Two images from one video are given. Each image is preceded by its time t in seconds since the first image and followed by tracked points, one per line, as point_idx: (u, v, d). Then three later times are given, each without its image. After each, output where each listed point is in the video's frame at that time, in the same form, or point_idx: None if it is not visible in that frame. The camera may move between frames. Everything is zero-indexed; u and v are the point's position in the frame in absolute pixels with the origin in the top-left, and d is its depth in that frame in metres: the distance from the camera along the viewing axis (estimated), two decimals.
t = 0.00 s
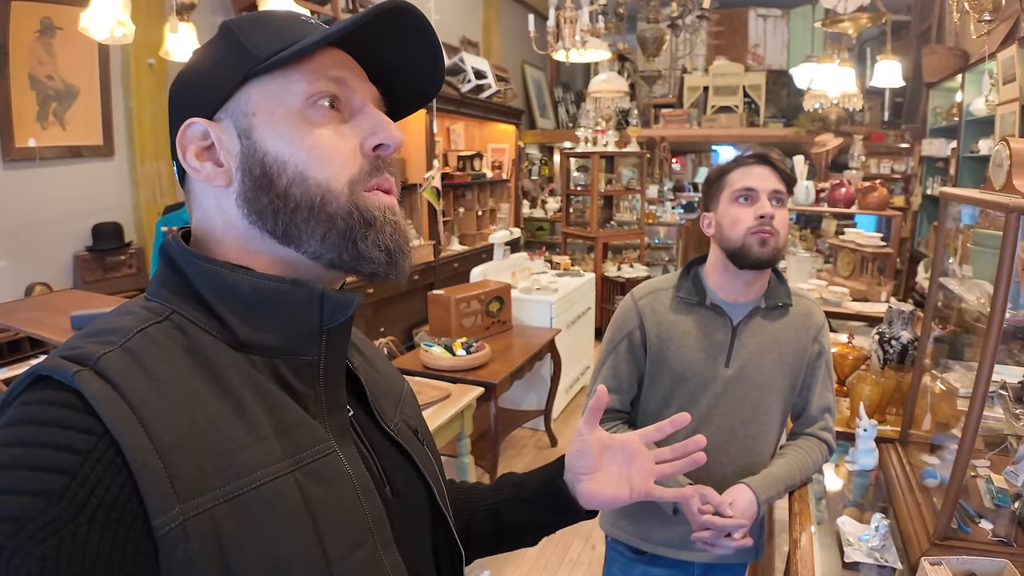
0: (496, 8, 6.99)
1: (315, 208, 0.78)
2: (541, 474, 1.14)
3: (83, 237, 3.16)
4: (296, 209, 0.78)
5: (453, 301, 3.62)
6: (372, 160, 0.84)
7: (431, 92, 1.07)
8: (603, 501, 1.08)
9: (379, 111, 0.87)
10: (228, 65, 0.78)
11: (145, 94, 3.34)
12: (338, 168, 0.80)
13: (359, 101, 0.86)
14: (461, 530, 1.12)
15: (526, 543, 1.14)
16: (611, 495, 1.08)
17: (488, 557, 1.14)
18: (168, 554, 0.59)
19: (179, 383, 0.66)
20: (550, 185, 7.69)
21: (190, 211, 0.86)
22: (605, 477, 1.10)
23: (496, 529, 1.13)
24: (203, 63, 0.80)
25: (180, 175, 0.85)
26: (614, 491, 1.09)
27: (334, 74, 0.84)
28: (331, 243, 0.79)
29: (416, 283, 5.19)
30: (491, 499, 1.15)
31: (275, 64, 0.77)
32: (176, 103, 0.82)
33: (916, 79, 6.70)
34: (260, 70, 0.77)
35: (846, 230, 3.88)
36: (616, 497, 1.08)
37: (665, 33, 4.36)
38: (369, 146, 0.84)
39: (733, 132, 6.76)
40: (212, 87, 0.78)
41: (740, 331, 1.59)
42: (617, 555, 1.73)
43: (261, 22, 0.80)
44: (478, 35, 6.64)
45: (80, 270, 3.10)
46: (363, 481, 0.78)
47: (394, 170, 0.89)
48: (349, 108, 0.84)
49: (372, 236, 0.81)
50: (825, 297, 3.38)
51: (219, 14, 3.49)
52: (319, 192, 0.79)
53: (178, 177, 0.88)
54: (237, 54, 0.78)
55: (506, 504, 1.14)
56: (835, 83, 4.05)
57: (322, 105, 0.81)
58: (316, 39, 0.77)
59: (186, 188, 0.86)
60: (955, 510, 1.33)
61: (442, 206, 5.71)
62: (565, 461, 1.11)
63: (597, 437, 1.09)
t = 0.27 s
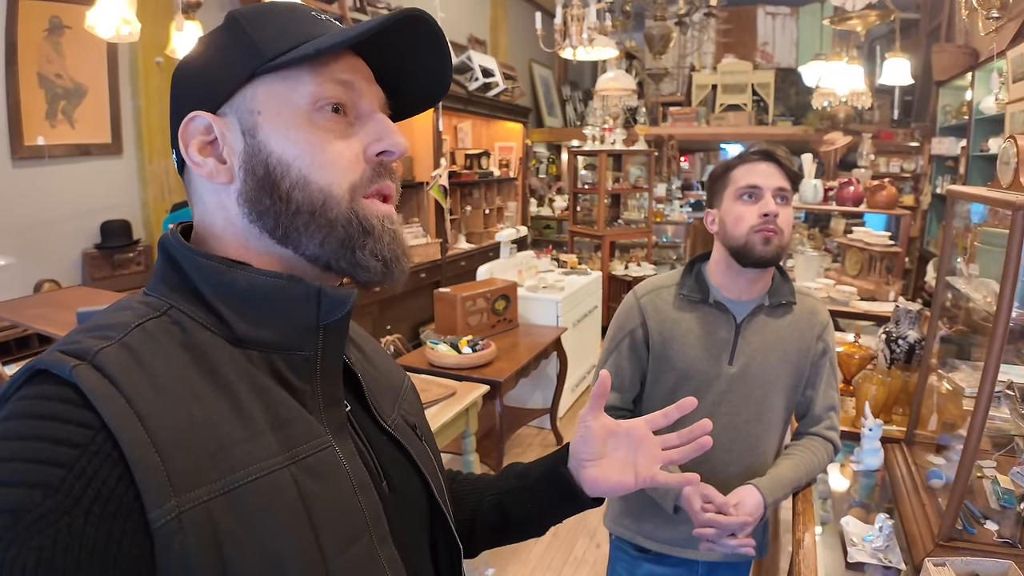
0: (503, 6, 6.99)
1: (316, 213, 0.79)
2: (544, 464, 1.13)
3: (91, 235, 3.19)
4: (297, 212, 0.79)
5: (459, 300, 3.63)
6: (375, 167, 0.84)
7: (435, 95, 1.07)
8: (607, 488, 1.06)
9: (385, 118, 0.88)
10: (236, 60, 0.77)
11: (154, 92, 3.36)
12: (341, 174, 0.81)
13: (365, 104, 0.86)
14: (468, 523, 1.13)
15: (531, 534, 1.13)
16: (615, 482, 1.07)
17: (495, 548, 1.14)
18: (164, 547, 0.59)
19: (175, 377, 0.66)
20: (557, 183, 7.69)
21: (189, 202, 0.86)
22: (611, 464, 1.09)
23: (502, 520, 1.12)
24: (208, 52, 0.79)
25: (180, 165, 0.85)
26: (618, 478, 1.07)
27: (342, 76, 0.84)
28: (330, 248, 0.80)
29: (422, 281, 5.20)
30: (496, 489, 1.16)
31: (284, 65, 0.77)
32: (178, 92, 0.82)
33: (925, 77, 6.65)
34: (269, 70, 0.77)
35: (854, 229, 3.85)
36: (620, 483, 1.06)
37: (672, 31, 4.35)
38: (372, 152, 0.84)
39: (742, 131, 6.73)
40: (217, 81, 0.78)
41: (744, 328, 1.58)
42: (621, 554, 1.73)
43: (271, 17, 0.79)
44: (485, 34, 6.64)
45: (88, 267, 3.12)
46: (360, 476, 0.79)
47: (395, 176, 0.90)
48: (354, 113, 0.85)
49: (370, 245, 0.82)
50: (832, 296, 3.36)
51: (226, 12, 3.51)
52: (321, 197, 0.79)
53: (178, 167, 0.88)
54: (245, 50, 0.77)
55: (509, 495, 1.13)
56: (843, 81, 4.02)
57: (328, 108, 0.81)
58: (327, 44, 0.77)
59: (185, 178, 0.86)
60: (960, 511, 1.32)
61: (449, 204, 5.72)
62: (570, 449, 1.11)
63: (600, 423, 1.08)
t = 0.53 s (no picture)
0: (510, 4, 6.99)
1: (319, 217, 0.79)
2: (553, 454, 1.13)
3: (99, 232, 3.21)
4: (301, 213, 0.79)
5: (464, 297, 3.63)
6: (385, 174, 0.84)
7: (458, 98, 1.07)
8: (619, 476, 1.07)
9: (403, 124, 0.87)
10: (257, 51, 0.77)
11: (161, 90, 3.39)
12: (350, 179, 0.81)
13: (383, 107, 0.86)
14: (478, 512, 1.14)
15: (543, 523, 1.11)
16: (629, 469, 1.08)
17: (506, 538, 1.14)
18: (159, 535, 0.60)
19: (174, 367, 0.67)
20: (563, 182, 7.68)
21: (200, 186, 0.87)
22: (623, 452, 1.10)
23: (512, 509, 1.12)
24: (229, 34, 0.79)
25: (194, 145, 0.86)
26: (631, 466, 1.08)
27: (363, 77, 0.83)
28: (330, 252, 0.80)
29: (428, 279, 5.21)
30: (506, 480, 1.16)
31: (305, 62, 0.77)
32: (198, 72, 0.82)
33: (933, 75, 6.62)
34: (289, 65, 0.77)
35: (861, 227, 3.83)
36: (634, 471, 1.07)
37: (678, 28, 4.34)
38: (384, 159, 0.84)
39: (748, 129, 6.71)
40: (235, 68, 0.78)
41: (745, 324, 1.58)
42: (623, 551, 1.72)
43: (298, 9, 0.79)
44: (491, 32, 6.64)
45: (95, 264, 3.15)
46: (359, 469, 0.79)
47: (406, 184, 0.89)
48: (372, 117, 0.84)
49: (369, 255, 0.82)
50: (838, 294, 3.35)
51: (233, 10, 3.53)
52: (327, 200, 0.79)
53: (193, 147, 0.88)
54: (267, 40, 0.77)
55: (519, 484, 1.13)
56: (850, 78, 4.00)
57: (344, 110, 0.81)
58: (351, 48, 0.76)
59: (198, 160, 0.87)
60: (965, 508, 1.32)
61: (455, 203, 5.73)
62: (581, 437, 1.11)
63: (613, 412, 1.09)
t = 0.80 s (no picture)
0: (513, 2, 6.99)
1: (333, 211, 0.79)
2: (554, 432, 1.14)
3: (104, 228, 3.23)
4: (315, 207, 0.79)
5: (467, 294, 3.64)
6: (402, 173, 0.84)
7: (486, 95, 1.07)
8: (616, 448, 1.05)
9: (426, 122, 0.87)
10: (283, 41, 0.78)
11: (166, 88, 3.43)
12: (366, 175, 0.81)
13: (406, 104, 0.86)
14: (483, 495, 1.15)
15: (555, 505, 1.12)
16: (623, 440, 1.05)
17: (516, 523, 1.15)
18: (165, 515, 0.61)
19: (184, 350, 0.68)
20: (567, 180, 7.68)
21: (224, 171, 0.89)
22: (620, 424, 1.08)
23: (517, 490, 1.13)
24: (257, 21, 0.80)
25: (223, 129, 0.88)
26: (626, 436, 1.06)
27: (387, 73, 0.83)
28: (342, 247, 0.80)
29: (432, 277, 5.22)
30: (509, 460, 1.17)
31: (329, 55, 0.77)
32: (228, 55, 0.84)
33: (938, 73, 6.59)
34: (314, 55, 0.77)
35: (865, 225, 3.82)
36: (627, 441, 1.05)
37: (682, 25, 4.33)
38: (403, 157, 0.84)
39: (752, 127, 6.71)
40: (261, 57, 0.79)
41: (748, 317, 1.58)
42: (627, 545, 1.72)
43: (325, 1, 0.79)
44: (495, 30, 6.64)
45: (100, 260, 3.17)
46: (366, 459, 0.80)
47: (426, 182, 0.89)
48: (394, 113, 0.84)
49: (380, 254, 0.82)
50: (842, 292, 3.35)
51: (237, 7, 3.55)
52: (341, 196, 0.79)
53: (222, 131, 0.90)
54: (294, 30, 0.78)
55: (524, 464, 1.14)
56: (855, 76, 3.99)
57: (366, 105, 0.81)
58: (374, 43, 0.76)
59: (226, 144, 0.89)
60: (967, 501, 1.32)
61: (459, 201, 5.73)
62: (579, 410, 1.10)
63: (609, 379, 1.08)
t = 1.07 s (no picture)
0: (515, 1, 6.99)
1: (327, 193, 0.80)
2: (579, 444, 1.15)
3: (106, 226, 3.24)
4: (309, 189, 0.80)
5: (469, 292, 3.65)
6: (394, 151, 0.84)
7: (478, 72, 1.07)
8: (642, 472, 1.07)
9: (416, 101, 0.87)
10: (269, 26, 0.79)
11: (169, 86, 3.44)
12: (358, 155, 0.81)
13: (394, 83, 0.86)
14: (495, 498, 1.15)
15: (563, 516, 1.13)
16: (655, 468, 1.07)
17: (522, 527, 1.14)
18: (162, 494, 0.62)
19: (184, 334, 0.69)
20: (569, 179, 7.68)
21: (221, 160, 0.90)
22: (650, 449, 1.09)
23: (531, 496, 1.13)
24: (247, 12, 0.81)
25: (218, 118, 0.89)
26: (655, 464, 1.08)
27: (375, 54, 0.84)
28: (337, 227, 0.81)
29: (434, 275, 5.23)
30: (526, 466, 1.17)
31: (314, 36, 0.77)
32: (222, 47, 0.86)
33: (941, 72, 6.58)
34: (300, 38, 0.78)
35: (867, 223, 3.83)
36: (657, 471, 1.07)
37: (684, 23, 4.33)
38: (394, 136, 0.84)
39: (754, 126, 6.70)
40: (250, 45, 0.80)
41: (748, 312, 1.59)
42: (628, 541, 1.72)
43: None
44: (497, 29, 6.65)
45: (103, 257, 3.18)
46: (365, 444, 0.81)
47: (419, 161, 0.90)
48: (384, 93, 0.85)
49: (377, 233, 0.83)
50: (844, 290, 3.35)
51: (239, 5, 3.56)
52: (334, 176, 0.80)
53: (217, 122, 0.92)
54: (280, 13, 0.79)
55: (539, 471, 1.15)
56: (856, 74, 3.99)
57: (355, 85, 0.82)
58: (357, 20, 0.77)
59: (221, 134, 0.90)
60: (968, 495, 1.32)
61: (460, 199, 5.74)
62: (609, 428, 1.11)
63: (644, 407, 1.09)
